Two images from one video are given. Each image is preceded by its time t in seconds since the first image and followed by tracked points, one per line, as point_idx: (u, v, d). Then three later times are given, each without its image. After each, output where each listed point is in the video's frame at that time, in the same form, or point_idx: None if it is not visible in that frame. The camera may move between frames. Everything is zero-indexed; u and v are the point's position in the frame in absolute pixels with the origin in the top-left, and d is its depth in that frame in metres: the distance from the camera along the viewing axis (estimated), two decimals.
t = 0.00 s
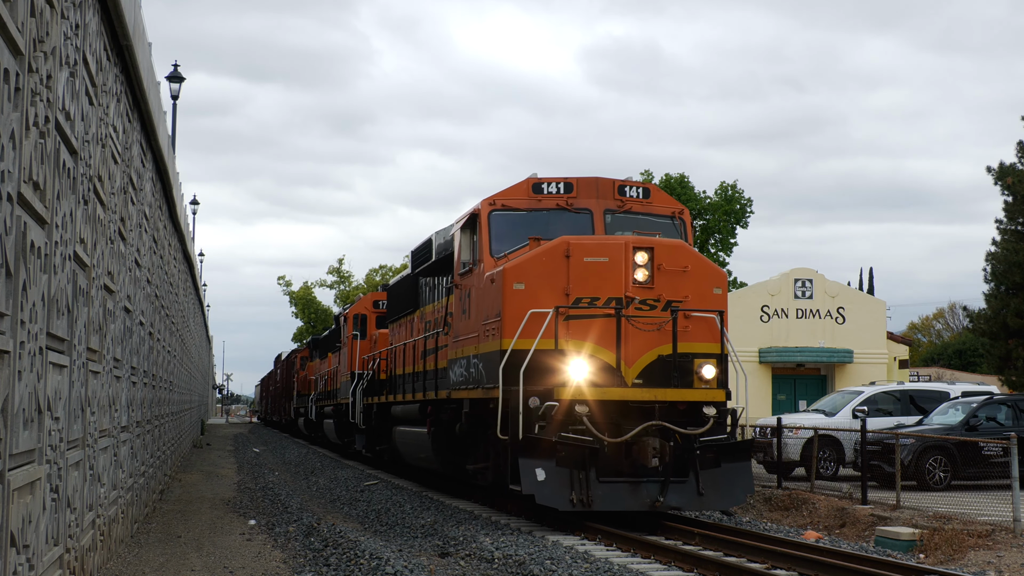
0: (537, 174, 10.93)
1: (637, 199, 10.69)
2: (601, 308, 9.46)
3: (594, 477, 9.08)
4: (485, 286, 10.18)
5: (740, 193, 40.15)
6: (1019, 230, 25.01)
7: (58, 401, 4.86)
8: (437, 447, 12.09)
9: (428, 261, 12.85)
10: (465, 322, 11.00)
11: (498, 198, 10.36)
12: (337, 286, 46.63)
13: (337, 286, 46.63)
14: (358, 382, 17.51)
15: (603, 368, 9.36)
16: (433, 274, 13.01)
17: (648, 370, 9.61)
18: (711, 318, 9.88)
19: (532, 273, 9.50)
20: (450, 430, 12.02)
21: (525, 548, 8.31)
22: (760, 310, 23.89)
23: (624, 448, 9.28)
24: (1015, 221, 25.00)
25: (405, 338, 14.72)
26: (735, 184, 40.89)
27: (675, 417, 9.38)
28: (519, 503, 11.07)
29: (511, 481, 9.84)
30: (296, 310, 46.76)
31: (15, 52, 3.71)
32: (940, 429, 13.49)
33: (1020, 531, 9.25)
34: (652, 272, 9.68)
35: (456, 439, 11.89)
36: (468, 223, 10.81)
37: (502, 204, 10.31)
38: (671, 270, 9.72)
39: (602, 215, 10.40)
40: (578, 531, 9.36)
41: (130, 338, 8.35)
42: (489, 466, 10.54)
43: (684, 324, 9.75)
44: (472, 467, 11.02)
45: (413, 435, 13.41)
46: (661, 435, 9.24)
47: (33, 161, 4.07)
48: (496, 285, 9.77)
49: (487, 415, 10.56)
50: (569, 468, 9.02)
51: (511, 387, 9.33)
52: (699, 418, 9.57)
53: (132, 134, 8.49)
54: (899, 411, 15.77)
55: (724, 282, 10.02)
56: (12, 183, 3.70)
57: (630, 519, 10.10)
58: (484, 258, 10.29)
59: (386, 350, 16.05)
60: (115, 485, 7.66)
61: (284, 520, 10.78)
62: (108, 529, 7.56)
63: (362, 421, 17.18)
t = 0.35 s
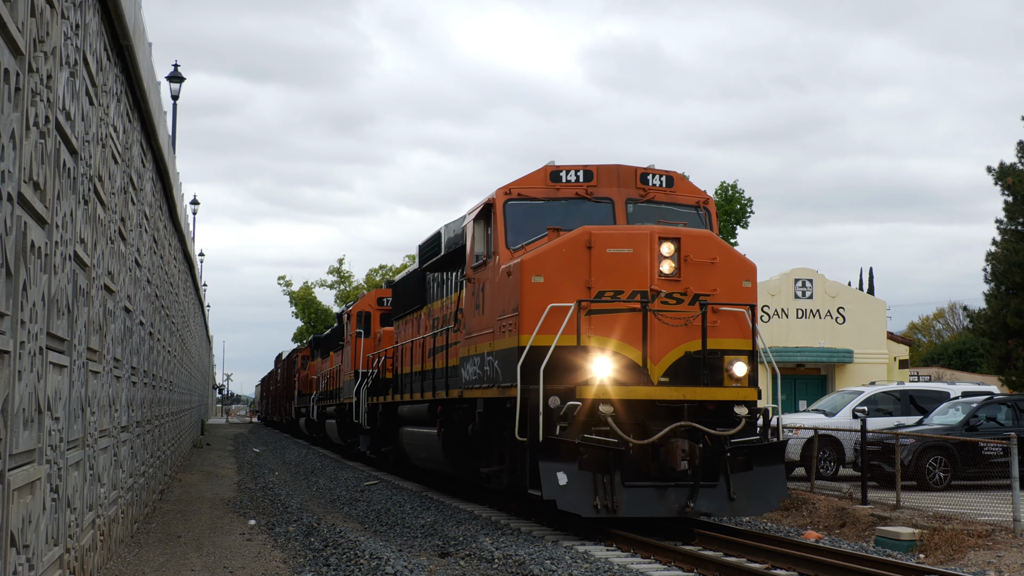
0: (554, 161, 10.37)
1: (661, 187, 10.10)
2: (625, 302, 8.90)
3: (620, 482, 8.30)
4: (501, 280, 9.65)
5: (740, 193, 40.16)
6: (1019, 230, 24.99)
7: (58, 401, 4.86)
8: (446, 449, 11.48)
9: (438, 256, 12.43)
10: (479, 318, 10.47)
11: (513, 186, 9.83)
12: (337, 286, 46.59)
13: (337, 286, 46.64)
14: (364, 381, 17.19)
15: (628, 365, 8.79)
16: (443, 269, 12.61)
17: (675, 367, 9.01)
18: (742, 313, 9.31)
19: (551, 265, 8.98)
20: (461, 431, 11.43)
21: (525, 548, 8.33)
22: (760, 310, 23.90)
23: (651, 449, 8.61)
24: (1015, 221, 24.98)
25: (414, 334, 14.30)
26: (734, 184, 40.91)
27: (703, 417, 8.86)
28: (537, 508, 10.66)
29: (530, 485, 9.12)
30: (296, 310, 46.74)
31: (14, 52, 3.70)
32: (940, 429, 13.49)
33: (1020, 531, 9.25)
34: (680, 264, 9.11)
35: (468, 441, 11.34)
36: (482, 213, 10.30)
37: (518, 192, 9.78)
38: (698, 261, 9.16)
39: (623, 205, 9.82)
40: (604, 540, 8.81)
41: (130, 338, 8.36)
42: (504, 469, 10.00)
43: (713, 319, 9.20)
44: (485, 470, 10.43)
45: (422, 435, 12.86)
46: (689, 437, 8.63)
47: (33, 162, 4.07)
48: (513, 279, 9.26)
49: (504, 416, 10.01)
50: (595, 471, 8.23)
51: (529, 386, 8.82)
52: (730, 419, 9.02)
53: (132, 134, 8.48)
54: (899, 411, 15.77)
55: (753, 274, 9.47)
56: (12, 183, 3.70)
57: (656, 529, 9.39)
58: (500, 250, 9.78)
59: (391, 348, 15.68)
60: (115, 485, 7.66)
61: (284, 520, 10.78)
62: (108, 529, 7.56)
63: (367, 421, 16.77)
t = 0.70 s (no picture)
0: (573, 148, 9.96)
1: (685, 175, 9.65)
2: (651, 296, 8.40)
3: (647, 486, 7.94)
4: (518, 273, 9.20)
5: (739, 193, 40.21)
6: (1019, 230, 24.99)
7: (58, 401, 4.86)
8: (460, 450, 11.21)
9: (447, 250, 12.04)
10: (494, 313, 10.03)
11: (531, 174, 9.43)
12: (337, 286, 46.56)
13: (337, 286, 46.63)
14: (368, 381, 16.84)
15: (653, 363, 8.30)
16: (454, 264, 12.21)
17: (704, 365, 8.47)
18: (774, 307, 8.75)
19: (572, 256, 8.51)
20: (474, 432, 11.10)
21: (525, 548, 8.35)
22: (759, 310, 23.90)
23: (679, 451, 8.26)
24: (1015, 221, 24.98)
25: (423, 332, 13.88)
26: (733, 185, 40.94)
27: (733, 417, 8.41)
28: (553, 512, 10.26)
29: (551, 491, 8.46)
30: (296, 310, 46.74)
31: (14, 51, 3.70)
32: (940, 429, 13.50)
33: (1020, 531, 9.24)
34: (708, 255, 8.58)
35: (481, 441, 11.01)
36: (498, 203, 9.86)
37: (535, 180, 9.37)
38: (728, 253, 8.62)
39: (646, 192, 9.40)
40: (635, 550, 8.27)
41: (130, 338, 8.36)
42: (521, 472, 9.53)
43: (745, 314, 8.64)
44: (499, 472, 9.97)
45: (430, 436, 12.50)
46: (720, 439, 8.29)
47: (33, 162, 4.07)
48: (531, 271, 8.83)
49: (523, 416, 9.53)
50: (620, 475, 7.88)
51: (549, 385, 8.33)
52: (762, 419, 8.60)
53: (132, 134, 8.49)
54: (899, 411, 15.77)
55: (786, 266, 8.88)
56: (12, 183, 3.70)
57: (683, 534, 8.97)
58: (516, 242, 9.34)
59: (396, 347, 15.34)
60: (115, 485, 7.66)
61: (284, 520, 10.78)
62: (108, 529, 7.56)
63: (372, 421, 16.43)
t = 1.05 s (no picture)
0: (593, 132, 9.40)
1: (711, 163, 9.07)
2: (678, 289, 7.91)
3: (677, 492, 7.46)
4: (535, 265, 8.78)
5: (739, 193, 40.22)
6: (1019, 230, 24.99)
7: (58, 401, 4.87)
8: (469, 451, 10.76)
9: (456, 244, 11.62)
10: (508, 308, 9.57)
11: (549, 160, 8.88)
12: (337, 286, 46.51)
13: (336, 286, 46.63)
14: (372, 381, 16.48)
15: (681, 360, 7.81)
16: (463, 259, 11.81)
17: (735, 363, 7.97)
18: (807, 302, 8.24)
19: (596, 247, 8.04)
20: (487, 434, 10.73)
21: (525, 548, 8.36)
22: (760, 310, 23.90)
23: (711, 454, 7.70)
24: (1015, 222, 24.98)
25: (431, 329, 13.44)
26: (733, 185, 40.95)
27: (766, 417, 7.94)
28: (571, 518, 9.83)
29: (572, 494, 7.87)
30: (296, 310, 46.76)
31: (14, 51, 3.70)
32: (940, 429, 13.51)
33: (1020, 531, 9.24)
34: (739, 246, 8.08)
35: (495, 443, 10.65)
36: (514, 191, 9.29)
37: (553, 168, 8.82)
38: (761, 243, 8.12)
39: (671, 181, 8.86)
40: (644, 554, 8.06)
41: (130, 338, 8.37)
42: (537, 474, 9.05)
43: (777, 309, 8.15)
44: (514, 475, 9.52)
45: (439, 438, 12.07)
46: (754, 441, 7.78)
47: (33, 162, 4.07)
48: (550, 263, 8.36)
49: (542, 416, 9.07)
50: (649, 480, 7.37)
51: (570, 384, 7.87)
52: (799, 421, 8.14)
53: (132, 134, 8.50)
54: (899, 411, 15.77)
55: (820, 258, 8.41)
56: (12, 183, 3.70)
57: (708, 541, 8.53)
58: (533, 233, 8.85)
59: (402, 345, 15.03)
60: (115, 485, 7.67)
61: (284, 520, 10.78)
62: (108, 529, 7.57)
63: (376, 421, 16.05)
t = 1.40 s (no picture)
0: (613, 119, 8.94)
1: (740, 150, 8.58)
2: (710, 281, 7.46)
3: (710, 498, 6.85)
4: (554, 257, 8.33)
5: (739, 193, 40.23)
6: (1019, 230, 24.99)
7: (58, 401, 4.86)
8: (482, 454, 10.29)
9: (468, 238, 11.17)
10: (524, 303, 9.16)
11: (569, 147, 8.42)
12: (337, 286, 46.45)
13: (337, 287, 46.62)
14: (377, 380, 16.04)
15: (713, 357, 7.37)
16: (476, 253, 11.37)
17: (769, 360, 7.52)
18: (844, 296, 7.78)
19: (621, 237, 7.61)
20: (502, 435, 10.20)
21: (525, 548, 8.38)
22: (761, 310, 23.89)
23: (745, 457, 7.10)
24: (1015, 222, 24.99)
25: (439, 327, 12.98)
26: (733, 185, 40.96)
27: (806, 419, 7.41)
28: (590, 526, 9.34)
29: (597, 500, 7.58)
30: (296, 310, 46.76)
31: (15, 52, 3.71)
32: (940, 429, 13.54)
33: (1020, 531, 9.25)
34: (772, 236, 7.65)
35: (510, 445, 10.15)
36: (532, 179, 8.80)
37: (573, 154, 8.36)
38: (795, 233, 7.68)
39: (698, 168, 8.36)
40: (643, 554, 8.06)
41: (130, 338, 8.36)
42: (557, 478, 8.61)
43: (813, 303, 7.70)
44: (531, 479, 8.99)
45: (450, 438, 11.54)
46: (790, 443, 7.19)
47: (33, 162, 4.07)
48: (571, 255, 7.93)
49: (563, 417, 8.55)
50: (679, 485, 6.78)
51: (594, 382, 7.43)
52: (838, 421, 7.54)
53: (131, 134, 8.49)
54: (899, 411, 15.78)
55: (856, 250, 7.95)
56: (12, 183, 3.70)
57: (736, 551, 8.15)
58: (553, 223, 8.39)
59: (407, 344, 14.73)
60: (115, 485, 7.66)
61: (284, 520, 10.78)
62: (108, 529, 7.56)
63: (382, 423, 15.50)
